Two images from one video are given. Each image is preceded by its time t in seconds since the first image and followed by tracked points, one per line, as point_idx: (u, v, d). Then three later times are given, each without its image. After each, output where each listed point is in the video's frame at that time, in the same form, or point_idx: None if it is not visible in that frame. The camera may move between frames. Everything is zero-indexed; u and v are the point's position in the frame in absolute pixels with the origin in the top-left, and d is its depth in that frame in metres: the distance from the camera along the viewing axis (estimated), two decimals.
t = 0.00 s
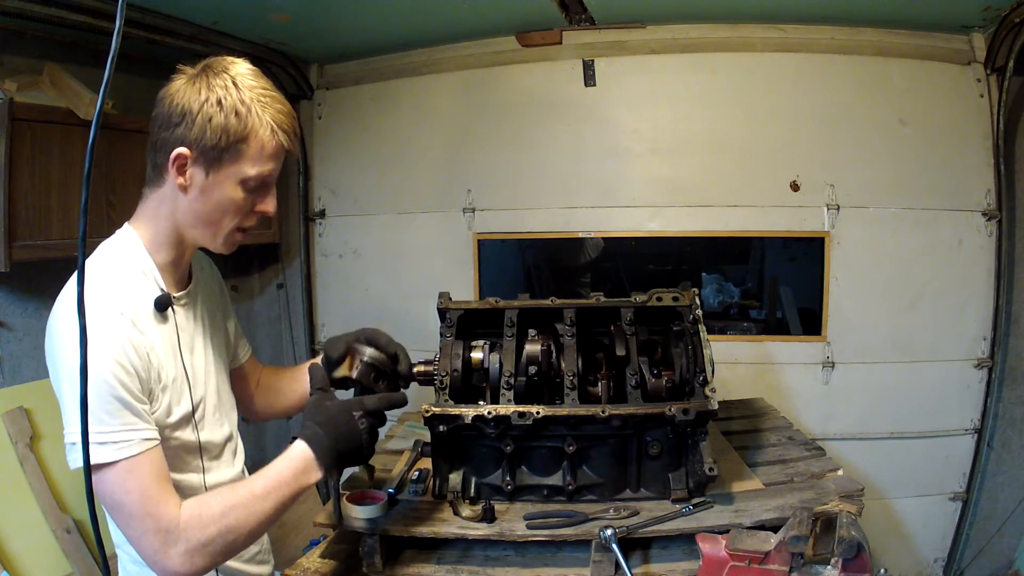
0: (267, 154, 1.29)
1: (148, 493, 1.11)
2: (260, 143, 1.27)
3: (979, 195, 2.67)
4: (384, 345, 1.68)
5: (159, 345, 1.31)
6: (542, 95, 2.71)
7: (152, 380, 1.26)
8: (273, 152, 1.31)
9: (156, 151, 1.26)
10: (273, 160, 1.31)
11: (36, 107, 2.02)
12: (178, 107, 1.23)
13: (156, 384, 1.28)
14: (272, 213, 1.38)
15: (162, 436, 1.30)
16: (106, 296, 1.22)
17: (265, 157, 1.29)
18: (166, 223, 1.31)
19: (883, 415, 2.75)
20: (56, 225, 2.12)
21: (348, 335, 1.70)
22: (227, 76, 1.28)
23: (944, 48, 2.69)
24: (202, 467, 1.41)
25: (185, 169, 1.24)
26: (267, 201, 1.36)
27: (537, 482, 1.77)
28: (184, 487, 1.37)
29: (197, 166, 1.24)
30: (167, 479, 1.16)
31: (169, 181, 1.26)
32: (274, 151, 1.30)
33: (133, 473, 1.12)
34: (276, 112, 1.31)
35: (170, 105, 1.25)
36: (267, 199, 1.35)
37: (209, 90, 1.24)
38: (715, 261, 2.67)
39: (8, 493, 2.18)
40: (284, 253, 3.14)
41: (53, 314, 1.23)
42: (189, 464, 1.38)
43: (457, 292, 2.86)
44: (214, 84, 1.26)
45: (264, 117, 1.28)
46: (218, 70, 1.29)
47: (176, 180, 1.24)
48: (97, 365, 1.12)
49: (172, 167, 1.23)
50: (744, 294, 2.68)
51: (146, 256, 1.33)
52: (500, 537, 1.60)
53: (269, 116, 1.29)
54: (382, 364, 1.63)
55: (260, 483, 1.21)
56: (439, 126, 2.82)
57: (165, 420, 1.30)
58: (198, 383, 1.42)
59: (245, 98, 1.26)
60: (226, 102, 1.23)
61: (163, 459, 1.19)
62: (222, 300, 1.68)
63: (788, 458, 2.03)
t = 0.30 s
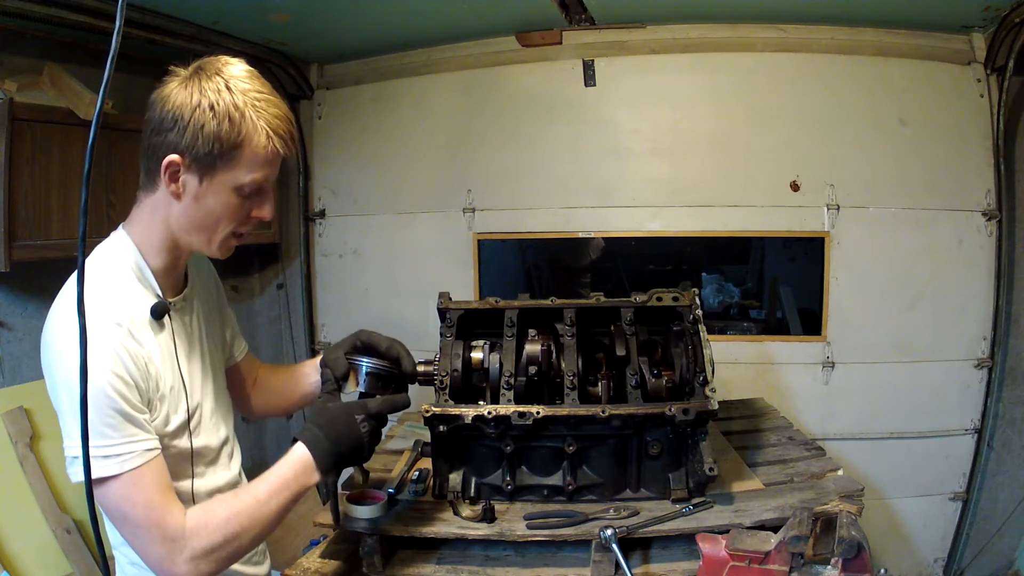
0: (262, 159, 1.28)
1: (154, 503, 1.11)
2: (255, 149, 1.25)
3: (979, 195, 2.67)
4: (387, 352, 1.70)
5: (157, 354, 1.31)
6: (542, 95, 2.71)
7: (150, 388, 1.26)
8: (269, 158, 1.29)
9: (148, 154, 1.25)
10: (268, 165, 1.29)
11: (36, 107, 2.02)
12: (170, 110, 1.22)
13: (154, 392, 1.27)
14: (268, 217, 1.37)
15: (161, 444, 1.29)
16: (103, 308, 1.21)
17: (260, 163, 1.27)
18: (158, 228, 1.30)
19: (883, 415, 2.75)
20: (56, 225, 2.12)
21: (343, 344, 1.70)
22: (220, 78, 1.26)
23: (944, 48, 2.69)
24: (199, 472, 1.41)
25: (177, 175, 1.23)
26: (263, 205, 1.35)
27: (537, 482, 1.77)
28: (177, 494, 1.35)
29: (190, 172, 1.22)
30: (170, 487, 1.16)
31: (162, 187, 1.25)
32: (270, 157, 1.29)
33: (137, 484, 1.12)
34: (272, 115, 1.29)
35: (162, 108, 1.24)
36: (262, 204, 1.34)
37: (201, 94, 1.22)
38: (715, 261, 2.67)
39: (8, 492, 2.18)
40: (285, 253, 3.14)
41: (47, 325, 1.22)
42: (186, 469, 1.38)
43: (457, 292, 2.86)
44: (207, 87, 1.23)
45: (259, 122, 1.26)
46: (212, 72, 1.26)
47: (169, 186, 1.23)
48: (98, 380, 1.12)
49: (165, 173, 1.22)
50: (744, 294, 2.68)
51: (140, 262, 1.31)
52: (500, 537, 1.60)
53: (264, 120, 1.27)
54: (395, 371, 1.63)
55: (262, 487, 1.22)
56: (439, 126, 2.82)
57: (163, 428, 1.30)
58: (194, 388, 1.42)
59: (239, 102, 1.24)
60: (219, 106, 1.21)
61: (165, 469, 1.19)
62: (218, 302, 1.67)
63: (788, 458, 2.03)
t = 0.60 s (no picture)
0: (261, 166, 1.27)
1: (160, 507, 1.11)
2: (254, 155, 1.25)
3: (979, 195, 2.68)
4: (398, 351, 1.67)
5: (155, 358, 1.31)
6: (542, 95, 2.70)
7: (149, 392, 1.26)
8: (268, 164, 1.29)
9: (145, 158, 1.24)
10: (267, 171, 1.29)
11: (36, 107, 2.02)
12: (169, 114, 1.21)
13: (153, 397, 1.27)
14: (266, 222, 1.37)
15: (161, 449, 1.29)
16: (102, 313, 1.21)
17: (259, 169, 1.27)
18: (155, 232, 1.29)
19: (883, 416, 2.75)
20: (56, 225, 2.12)
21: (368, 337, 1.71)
22: (220, 82, 1.25)
23: (944, 48, 2.69)
24: (199, 476, 1.41)
25: (175, 181, 1.22)
26: (261, 211, 1.36)
27: (536, 482, 1.77)
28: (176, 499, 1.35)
29: (188, 178, 1.22)
30: (175, 490, 1.16)
31: (159, 191, 1.24)
32: (269, 163, 1.29)
33: (144, 489, 1.12)
34: (271, 121, 1.28)
35: (160, 111, 1.23)
36: (260, 209, 1.34)
37: (201, 99, 1.21)
38: (715, 261, 2.67)
39: (9, 492, 2.18)
40: (285, 253, 3.14)
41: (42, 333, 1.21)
42: (186, 473, 1.38)
43: (457, 292, 2.86)
44: (206, 91, 1.22)
45: (259, 129, 1.25)
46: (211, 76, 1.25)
47: (167, 192, 1.23)
48: (98, 386, 1.12)
49: (162, 179, 1.21)
50: (744, 294, 2.68)
51: (137, 268, 1.31)
52: (500, 537, 1.60)
53: (264, 127, 1.27)
54: (401, 370, 1.60)
55: (261, 480, 1.22)
56: (439, 127, 2.82)
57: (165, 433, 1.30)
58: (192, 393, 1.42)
59: (239, 108, 1.23)
60: (219, 112, 1.20)
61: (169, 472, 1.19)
62: (217, 304, 1.67)
63: (788, 458, 2.03)
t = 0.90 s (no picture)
0: (262, 171, 1.27)
1: (165, 503, 1.11)
2: (256, 160, 1.25)
3: (979, 195, 2.68)
4: (398, 339, 1.69)
5: (154, 359, 1.31)
6: (542, 95, 2.70)
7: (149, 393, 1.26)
8: (270, 168, 1.29)
9: (146, 161, 1.24)
10: (268, 175, 1.29)
11: (36, 107, 2.02)
12: (170, 117, 1.21)
13: (153, 398, 1.27)
14: (266, 226, 1.37)
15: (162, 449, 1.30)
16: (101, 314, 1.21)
17: (261, 173, 1.27)
18: (154, 236, 1.29)
19: (883, 416, 2.75)
20: (56, 225, 2.12)
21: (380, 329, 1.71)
22: (221, 85, 1.24)
23: (945, 48, 2.69)
24: (199, 478, 1.41)
25: (176, 184, 1.22)
26: (262, 215, 1.36)
27: (536, 482, 1.77)
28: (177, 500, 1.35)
29: (189, 182, 1.22)
30: (180, 487, 1.17)
31: (160, 195, 1.24)
32: (270, 167, 1.29)
33: (150, 487, 1.12)
34: (273, 125, 1.28)
35: (160, 114, 1.22)
36: (261, 213, 1.35)
37: (203, 102, 1.20)
38: (715, 261, 2.67)
39: (9, 492, 2.18)
40: (285, 254, 3.15)
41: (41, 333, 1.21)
42: (187, 475, 1.38)
43: (457, 292, 2.86)
44: (208, 94, 1.22)
45: (260, 133, 1.25)
46: (212, 78, 1.25)
47: (168, 195, 1.23)
48: (99, 386, 1.12)
49: (163, 182, 1.21)
50: (744, 294, 2.68)
51: (137, 271, 1.31)
52: (500, 537, 1.60)
53: (265, 131, 1.26)
54: (399, 355, 1.61)
55: (259, 465, 1.22)
56: (439, 127, 2.81)
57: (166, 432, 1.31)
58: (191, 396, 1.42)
59: (241, 111, 1.23)
60: (221, 115, 1.20)
61: (172, 471, 1.20)
62: (219, 306, 1.68)
63: (788, 458, 2.03)
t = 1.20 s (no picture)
0: (261, 169, 1.27)
1: (166, 499, 1.11)
2: (255, 158, 1.25)
3: (978, 195, 2.68)
4: (397, 328, 1.67)
5: (153, 358, 1.31)
6: (542, 95, 2.71)
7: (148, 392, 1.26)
8: (270, 166, 1.29)
9: (145, 162, 1.24)
10: (268, 173, 1.29)
11: (37, 107, 2.02)
12: (168, 117, 1.21)
13: (152, 397, 1.28)
14: (268, 225, 1.37)
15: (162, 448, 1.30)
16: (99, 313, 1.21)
17: (260, 171, 1.27)
18: (154, 237, 1.29)
19: (883, 416, 2.75)
20: (57, 225, 2.12)
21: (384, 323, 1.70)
22: (219, 84, 1.24)
23: (945, 48, 2.69)
24: (200, 478, 1.41)
25: (176, 185, 1.22)
26: (262, 214, 1.35)
27: (536, 482, 1.77)
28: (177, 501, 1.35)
29: (189, 182, 1.22)
30: (180, 483, 1.17)
31: (160, 195, 1.24)
32: (270, 165, 1.29)
33: (150, 484, 1.12)
34: (272, 123, 1.28)
35: (159, 115, 1.22)
36: (261, 212, 1.35)
37: (201, 102, 1.20)
38: (715, 261, 2.66)
39: (9, 492, 2.18)
40: (285, 254, 3.15)
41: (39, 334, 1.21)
42: (187, 475, 1.38)
43: (457, 292, 2.86)
44: (205, 94, 1.22)
45: (259, 131, 1.25)
46: (210, 77, 1.25)
47: (168, 196, 1.23)
48: (98, 383, 1.12)
49: (162, 183, 1.21)
50: (744, 294, 2.68)
51: (137, 271, 1.31)
52: (500, 537, 1.60)
53: (264, 129, 1.26)
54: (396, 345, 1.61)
55: (258, 459, 1.22)
56: (439, 127, 2.81)
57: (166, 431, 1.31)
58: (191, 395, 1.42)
59: (239, 110, 1.23)
60: (219, 114, 1.20)
61: (172, 468, 1.20)
62: (221, 305, 1.68)
63: (788, 458, 2.03)
